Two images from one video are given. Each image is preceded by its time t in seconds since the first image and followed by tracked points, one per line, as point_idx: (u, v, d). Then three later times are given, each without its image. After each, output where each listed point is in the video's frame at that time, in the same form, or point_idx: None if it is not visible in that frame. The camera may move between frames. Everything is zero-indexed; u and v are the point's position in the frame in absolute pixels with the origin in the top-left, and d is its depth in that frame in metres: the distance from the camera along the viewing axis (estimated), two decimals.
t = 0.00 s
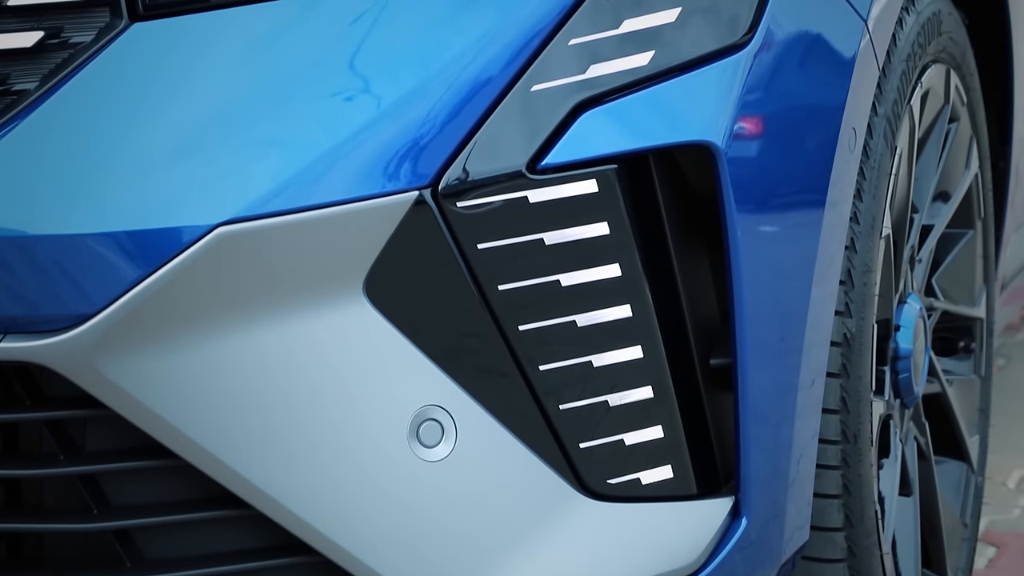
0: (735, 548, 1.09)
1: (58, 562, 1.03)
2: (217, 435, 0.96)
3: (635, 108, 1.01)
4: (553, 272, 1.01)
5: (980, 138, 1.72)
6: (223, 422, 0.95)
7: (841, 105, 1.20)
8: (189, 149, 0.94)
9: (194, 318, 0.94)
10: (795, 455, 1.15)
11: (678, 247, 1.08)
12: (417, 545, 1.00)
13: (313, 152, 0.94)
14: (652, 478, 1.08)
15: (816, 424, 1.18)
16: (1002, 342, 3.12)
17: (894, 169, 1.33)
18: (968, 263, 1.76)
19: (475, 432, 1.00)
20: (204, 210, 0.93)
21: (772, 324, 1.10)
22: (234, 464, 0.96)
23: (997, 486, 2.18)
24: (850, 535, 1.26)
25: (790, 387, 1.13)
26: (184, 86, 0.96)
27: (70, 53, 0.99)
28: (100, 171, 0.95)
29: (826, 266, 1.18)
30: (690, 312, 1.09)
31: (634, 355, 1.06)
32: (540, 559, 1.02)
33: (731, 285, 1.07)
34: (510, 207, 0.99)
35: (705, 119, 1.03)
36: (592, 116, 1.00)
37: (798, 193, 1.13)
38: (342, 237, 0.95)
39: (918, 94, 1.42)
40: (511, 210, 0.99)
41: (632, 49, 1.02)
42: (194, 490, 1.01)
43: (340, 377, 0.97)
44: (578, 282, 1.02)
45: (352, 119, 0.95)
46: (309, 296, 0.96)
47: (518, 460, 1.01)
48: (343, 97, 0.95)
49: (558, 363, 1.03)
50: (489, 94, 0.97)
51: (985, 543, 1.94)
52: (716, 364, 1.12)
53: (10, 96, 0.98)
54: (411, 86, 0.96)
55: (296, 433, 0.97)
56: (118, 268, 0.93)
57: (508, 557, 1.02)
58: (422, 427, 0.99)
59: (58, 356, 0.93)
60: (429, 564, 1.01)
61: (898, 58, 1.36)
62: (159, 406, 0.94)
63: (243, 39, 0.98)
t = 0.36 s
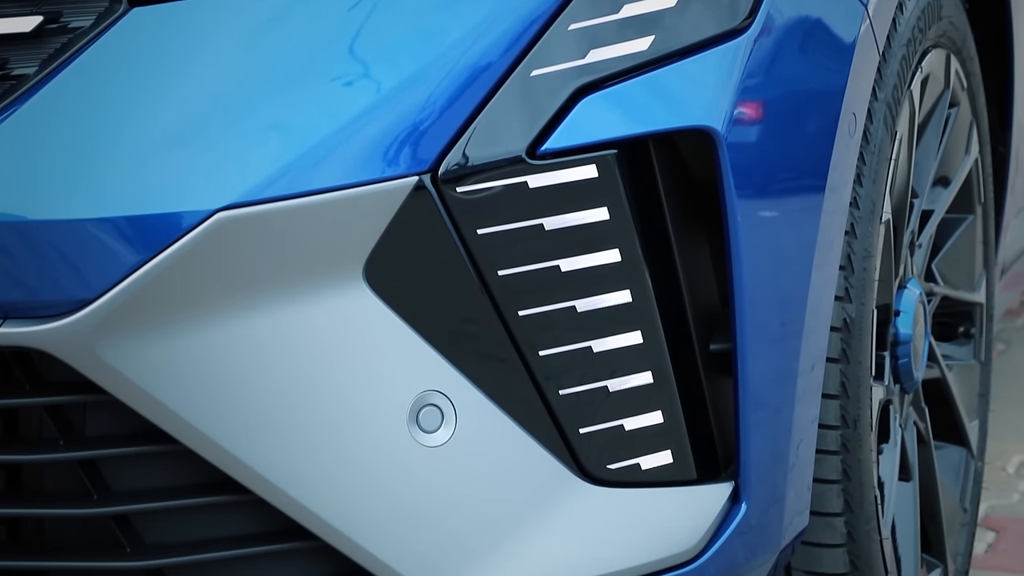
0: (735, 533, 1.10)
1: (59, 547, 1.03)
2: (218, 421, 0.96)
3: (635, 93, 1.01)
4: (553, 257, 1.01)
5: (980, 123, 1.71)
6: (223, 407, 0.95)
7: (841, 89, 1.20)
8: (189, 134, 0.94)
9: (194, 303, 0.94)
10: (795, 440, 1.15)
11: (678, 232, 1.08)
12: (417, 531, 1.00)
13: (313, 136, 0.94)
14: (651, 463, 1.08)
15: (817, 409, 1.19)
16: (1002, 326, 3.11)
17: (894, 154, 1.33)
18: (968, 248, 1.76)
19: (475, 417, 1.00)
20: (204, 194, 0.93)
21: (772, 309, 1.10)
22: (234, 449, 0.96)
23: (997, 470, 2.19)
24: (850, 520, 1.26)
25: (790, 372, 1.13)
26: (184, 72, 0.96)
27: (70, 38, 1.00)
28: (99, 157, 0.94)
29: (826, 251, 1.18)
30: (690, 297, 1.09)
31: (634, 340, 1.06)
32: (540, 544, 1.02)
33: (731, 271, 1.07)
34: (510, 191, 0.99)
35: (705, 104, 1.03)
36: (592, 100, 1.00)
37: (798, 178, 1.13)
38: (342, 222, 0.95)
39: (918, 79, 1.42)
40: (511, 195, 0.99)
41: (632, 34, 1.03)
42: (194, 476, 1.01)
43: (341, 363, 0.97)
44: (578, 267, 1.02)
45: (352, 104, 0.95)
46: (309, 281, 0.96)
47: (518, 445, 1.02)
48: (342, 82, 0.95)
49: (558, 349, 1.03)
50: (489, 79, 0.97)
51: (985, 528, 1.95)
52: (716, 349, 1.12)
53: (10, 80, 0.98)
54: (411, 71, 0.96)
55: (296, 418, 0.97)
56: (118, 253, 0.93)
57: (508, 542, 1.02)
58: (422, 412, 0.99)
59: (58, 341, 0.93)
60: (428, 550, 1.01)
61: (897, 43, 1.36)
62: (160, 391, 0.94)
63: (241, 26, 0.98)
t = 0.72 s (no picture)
0: (734, 518, 1.10)
1: (58, 532, 1.03)
2: (218, 406, 0.96)
3: (635, 78, 1.01)
4: (552, 242, 1.01)
5: (980, 108, 1.71)
6: (223, 393, 0.96)
7: (841, 74, 1.19)
8: (189, 118, 0.94)
9: (193, 288, 0.94)
10: (795, 425, 1.15)
11: (678, 217, 1.08)
12: (417, 516, 1.00)
13: (313, 121, 0.94)
14: (651, 448, 1.08)
15: (816, 394, 1.19)
16: (1002, 311, 3.11)
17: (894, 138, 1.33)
18: (968, 233, 1.76)
19: (475, 402, 1.01)
20: (203, 179, 0.93)
21: (771, 294, 1.10)
22: (234, 435, 0.96)
23: (996, 455, 2.19)
24: (849, 505, 1.25)
25: (790, 357, 1.13)
26: (183, 56, 0.96)
27: (68, 23, 0.99)
28: (99, 142, 0.94)
29: (826, 237, 1.18)
30: (690, 283, 1.09)
31: (633, 325, 1.06)
32: (540, 529, 1.03)
33: (730, 257, 1.07)
34: (509, 176, 0.99)
35: (705, 89, 1.03)
36: (592, 85, 1.00)
37: (798, 163, 1.13)
38: (342, 207, 0.95)
39: (918, 64, 1.41)
40: (511, 180, 0.99)
41: (632, 19, 1.02)
42: (194, 461, 1.01)
43: (340, 348, 0.97)
44: (577, 252, 1.02)
45: (351, 89, 0.95)
46: (309, 266, 0.96)
47: (518, 431, 1.02)
48: (342, 67, 0.95)
49: (558, 334, 1.03)
50: (489, 64, 0.97)
51: (984, 512, 1.95)
52: (716, 334, 1.12)
53: (7, 66, 0.99)
54: (410, 56, 0.96)
55: (296, 404, 0.97)
56: (118, 239, 0.93)
57: (508, 527, 1.02)
58: (421, 397, 0.99)
59: (58, 326, 0.93)
60: (428, 535, 1.01)
61: (897, 28, 1.36)
62: (160, 376, 0.94)
63: (241, 9, 0.98)
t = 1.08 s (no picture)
0: (734, 504, 1.10)
1: (58, 519, 1.03)
2: (218, 393, 0.96)
3: (634, 64, 1.01)
4: (552, 229, 1.01)
5: (980, 92, 1.70)
6: (223, 380, 0.96)
7: (841, 60, 1.19)
8: (188, 104, 0.94)
9: (193, 275, 0.94)
10: (794, 411, 1.15)
11: (678, 204, 1.08)
12: (416, 504, 1.00)
13: (312, 107, 0.94)
14: (651, 434, 1.08)
15: (816, 380, 1.19)
16: (1002, 298, 3.11)
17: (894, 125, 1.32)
18: (968, 219, 1.76)
19: (475, 388, 1.01)
20: (203, 165, 0.92)
21: (771, 281, 1.10)
22: (235, 421, 0.96)
23: (995, 442, 2.19)
24: (848, 491, 1.25)
25: (790, 344, 1.13)
26: (182, 43, 0.96)
27: (67, 10, 1.01)
28: (99, 129, 0.94)
29: (826, 223, 1.18)
30: (690, 270, 1.10)
31: (633, 312, 1.06)
32: (540, 516, 1.03)
33: (730, 243, 1.07)
34: (509, 163, 0.99)
35: (705, 75, 1.03)
36: (591, 71, 1.00)
37: (798, 149, 1.13)
38: (342, 194, 0.95)
39: (918, 49, 1.41)
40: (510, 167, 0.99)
41: (632, 5, 1.02)
42: (195, 447, 1.01)
43: (339, 335, 0.97)
44: (577, 239, 1.03)
45: (351, 75, 0.95)
46: (309, 253, 0.96)
47: (518, 418, 1.02)
48: (342, 53, 0.95)
49: (558, 320, 1.03)
50: (489, 50, 0.97)
51: (984, 498, 1.95)
52: (716, 321, 1.12)
53: (6, 52, 1.00)
54: (410, 42, 0.96)
55: (297, 390, 0.97)
56: (117, 225, 0.92)
57: (507, 514, 1.02)
58: (421, 383, 0.99)
59: (58, 312, 0.92)
60: (429, 522, 1.01)
61: (897, 13, 1.35)
62: (160, 363, 0.94)
63: None
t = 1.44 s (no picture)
0: (734, 491, 1.10)
1: (58, 506, 1.03)
2: (218, 379, 0.96)
3: (634, 51, 1.01)
4: (552, 216, 1.01)
5: (980, 80, 1.70)
6: (224, 367, 0.96)
7: (841, 47, 1.19)
8: (187, 92, 0.94)
9: (193, 262, 0.94)
10: (794, 398, 1.15)
11: (678, 190, 1.08)
12: (415, 492, 1.00)
13: (312, 94, 0.94)
14: (651, 422, 1.09)
15: (816, 367, 1.19)
16: (1002, 285, 3.11)
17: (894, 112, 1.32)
18: (968, 207, 1.75)
19: (475, 375, 1.01)
20: (203, 152, 0.92)
21: (771, 268, 1.10)
22: (235, 408, 0.96)
23: (995, 428, 2.19)
24: (848, 478, 1.24)
25: (790, 330, 1.13)
26: (181, 30, 0.96)
27: None
28: (98, 116, 0.94)
29: (826, 210, 1.18)
30: (690, 257, 1.09)
31: (633, 299, 1.06)
32: (540, 502, 1.03)
33: (730, 231, 1.07)
34: (509, 150, 0.98)
35: (704, 62, 1.03)
36: (591, 59, 1.00)
37: (798, 136, 1.13)
38: (341, 181, 0.95)
39: (918, 36, 1.41)
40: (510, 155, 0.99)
41: None
42: (195, 434, 1.01)
43: (338, 323, 0.97)
44: (576, 226, 1.03)
45: (350, 62, 0.94)
46: (308, 240, 0.96)
47: (519, 405, 1.02)
48: (341, 40, 0.95)
49: (558, 307, 1.03)
50: (488, 37, 0.97)
51: (983, 485, 1.95)
52: (716, 308, 1.12)
53: (6, 39, 0.99)
54: (409, 28, 0.96)
55: (297, 377, 0.97)
56: (116, 212, 0.92)
57: (507, 501, 1.02)
58: (421, 370, 0.99)
59: (58, 300, 0.92)
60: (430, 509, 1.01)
61: None
62: (160, 350, 0.94)
63: None
